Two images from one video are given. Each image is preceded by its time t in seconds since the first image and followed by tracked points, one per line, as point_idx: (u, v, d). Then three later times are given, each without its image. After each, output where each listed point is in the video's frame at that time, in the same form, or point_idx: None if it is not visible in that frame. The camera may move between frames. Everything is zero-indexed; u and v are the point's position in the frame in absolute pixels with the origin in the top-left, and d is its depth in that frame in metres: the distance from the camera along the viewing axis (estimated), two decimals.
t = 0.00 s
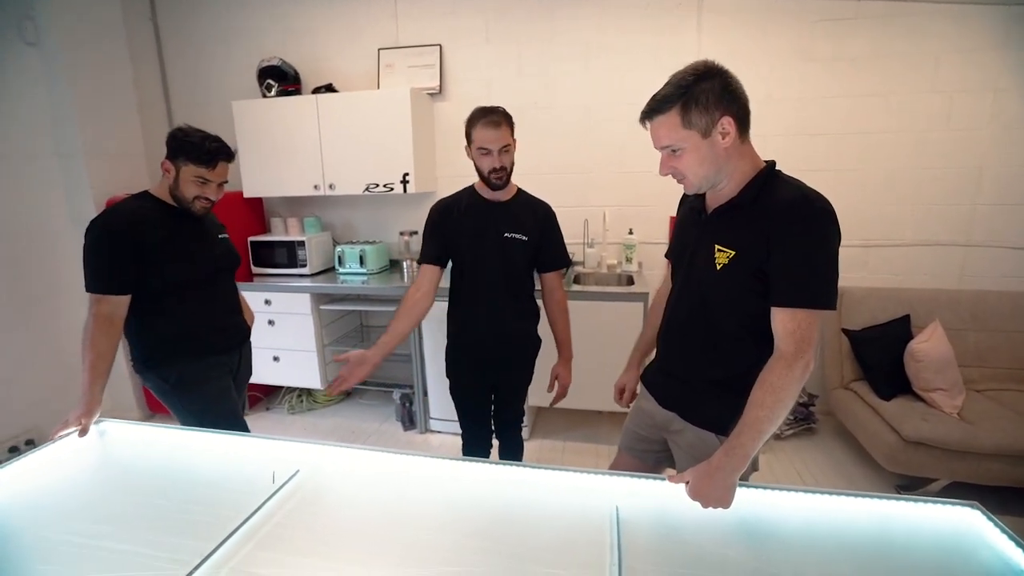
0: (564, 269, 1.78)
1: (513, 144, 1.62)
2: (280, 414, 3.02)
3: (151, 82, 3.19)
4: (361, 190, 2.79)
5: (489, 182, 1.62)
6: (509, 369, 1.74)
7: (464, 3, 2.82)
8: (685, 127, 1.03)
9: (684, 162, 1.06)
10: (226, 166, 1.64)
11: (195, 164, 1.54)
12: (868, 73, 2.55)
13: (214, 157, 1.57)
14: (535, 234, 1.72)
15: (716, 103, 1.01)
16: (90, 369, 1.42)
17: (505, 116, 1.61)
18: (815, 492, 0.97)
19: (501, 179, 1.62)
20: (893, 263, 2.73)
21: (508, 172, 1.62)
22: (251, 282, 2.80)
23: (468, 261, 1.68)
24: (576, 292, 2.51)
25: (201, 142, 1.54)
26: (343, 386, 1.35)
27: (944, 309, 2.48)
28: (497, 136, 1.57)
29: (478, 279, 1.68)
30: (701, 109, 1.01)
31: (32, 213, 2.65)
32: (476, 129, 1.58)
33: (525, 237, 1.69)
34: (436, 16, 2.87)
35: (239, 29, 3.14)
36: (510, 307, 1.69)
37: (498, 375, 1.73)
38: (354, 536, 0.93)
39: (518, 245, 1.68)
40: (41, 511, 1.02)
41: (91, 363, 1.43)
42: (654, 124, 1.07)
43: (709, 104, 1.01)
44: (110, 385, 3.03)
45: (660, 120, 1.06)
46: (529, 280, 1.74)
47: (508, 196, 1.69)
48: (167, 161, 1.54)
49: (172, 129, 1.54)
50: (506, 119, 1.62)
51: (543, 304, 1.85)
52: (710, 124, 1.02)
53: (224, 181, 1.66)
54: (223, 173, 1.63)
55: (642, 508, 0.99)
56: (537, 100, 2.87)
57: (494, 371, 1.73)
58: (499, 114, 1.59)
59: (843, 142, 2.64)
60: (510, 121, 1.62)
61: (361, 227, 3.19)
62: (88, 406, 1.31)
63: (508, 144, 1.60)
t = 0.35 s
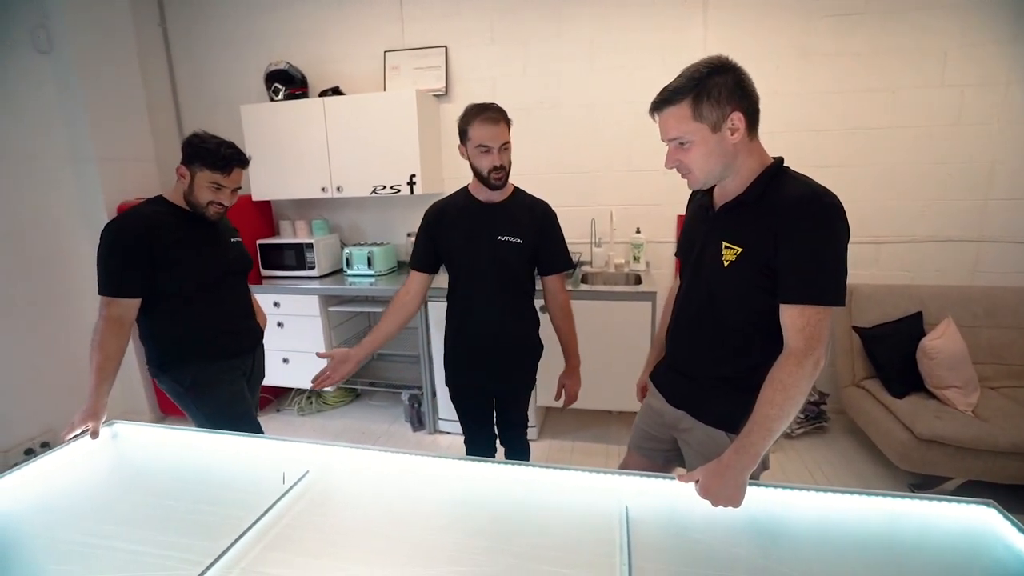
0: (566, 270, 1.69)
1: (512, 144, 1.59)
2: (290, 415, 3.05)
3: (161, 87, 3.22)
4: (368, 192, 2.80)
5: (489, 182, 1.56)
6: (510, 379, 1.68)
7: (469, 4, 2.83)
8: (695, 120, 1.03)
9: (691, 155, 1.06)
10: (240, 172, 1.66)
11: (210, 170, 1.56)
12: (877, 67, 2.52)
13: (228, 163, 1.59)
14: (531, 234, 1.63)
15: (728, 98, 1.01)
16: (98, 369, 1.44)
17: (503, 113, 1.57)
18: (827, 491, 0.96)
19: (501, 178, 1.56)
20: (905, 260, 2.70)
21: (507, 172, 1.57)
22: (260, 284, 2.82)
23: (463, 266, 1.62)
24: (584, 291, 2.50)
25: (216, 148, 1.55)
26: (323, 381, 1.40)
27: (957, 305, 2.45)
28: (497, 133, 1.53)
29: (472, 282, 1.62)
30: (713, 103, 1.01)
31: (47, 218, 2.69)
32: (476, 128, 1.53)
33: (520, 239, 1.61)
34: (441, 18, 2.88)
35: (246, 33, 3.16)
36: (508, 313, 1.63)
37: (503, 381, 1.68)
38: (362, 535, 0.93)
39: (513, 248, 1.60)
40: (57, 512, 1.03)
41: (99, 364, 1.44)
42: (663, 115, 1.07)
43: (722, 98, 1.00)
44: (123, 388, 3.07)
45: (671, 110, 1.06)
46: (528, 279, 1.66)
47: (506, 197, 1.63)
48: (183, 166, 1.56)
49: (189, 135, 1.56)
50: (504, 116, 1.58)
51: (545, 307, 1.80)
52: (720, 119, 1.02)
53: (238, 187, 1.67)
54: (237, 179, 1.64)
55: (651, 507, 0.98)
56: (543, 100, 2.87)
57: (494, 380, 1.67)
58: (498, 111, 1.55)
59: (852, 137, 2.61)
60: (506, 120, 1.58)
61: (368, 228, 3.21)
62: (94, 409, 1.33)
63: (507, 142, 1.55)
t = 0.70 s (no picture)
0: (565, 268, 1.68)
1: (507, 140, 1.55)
2: (298, 415, 3.06)
3: (169, 90, 3.25)
4: (375, 191, 2.81)
5: (487, 179, 1.53)
6: (514, 379, 1.66)
7: (475, 4, 2.82)
8: (701, 115, 1.02)
9: (697, 150, 1.05)
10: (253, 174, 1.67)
11: (226, 173, 1.57)
12: (887, 62, 2.49)
13: (243, 166, 1.60)
14: (530, 232, 1.61)
15: (734, 93, 0.99)
16: (107, 369, 1.44)
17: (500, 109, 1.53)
18: (838, 491, 0.94)
19: (500, 175, 1.53)
20: (916, 257, 2.66)
21: (504, 168, 1.54)
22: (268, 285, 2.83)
23: (459, 266, 1.61)
24: (591, 290, 2.49)
25: (232, 152, 1.57)
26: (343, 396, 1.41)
27: (970, 303, 2.41)
28: (496, 130, 1.50)
29: (469, 282, 1.61)
30: (719, 98, 1.00)
31: (60, 219, 2.72)
32: (474, 123, 1.48)
33: (518, 238, 1.59)
34: (446, 17, 2.88)
35: (252, 35, 3.18)
36: (508, 312, 1.61)
37: (509, 381, 1.66)
38: (369, 535, 0.93)
39: (511, 247, 1.59)
40: (67, 510, 1.04)
41: (108, 364, 1.45)
42: (670, 109, 1.06)
43: (728, 93, 0.99)
44: (133, 387, 3.10)
45: (677, 105, 1.05)
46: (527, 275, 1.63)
47: (501, 195, 1.61)
48: (195, 166, 1.57)
49: (204, 137, 1.57)
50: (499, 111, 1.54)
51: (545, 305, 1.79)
52: (726, 114, 1.01)
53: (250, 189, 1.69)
54: (250, 182, 1.66)
55: (659, 507, 0.97)
56: (549, 99, 2.86)
57: (500, 379, 1.65)
58: (496, 106, 1.51)
59: (862, 133, 2.58)
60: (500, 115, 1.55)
61: (375, 228, 3.21)
62: (101, 408, 1.33)
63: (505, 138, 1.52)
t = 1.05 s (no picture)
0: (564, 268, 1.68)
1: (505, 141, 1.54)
2: (300, 415, 3.06)
3: (171, 91, 3.25)
4: (376, 191, 2.81)
5: (485, 180, 1.52)
6: (513, 380, 1.65)
7: (476, 3, 2.82)
8: (697, 117, 1.03)
9: (695, 152, 1.06)
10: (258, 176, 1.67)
11: (230, 174, 1.57)
12: (891, 61, 2.48)
13: (247, 168, 1.60)
14: (528, 233, 1.61)
15: (730, 94, 0.99)
16: (109, 369, 1.44)
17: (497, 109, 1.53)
18: (842, 492, 0.94)
19: (497, 176, 1.53)
20: (919, 257, 2.65)
21: (502, 169, 1.53)
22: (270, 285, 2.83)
23: (455, 269, 1.60)
24: (593, 289, 2.48)
25: (237, 153, 1.57)
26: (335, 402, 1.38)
27: (974, 302, 2.40)
28: (494, 130, 1.49)
29: (468, 283, 1.61)
30: (714, 100, 1.00)
31: (63, 220, 2.73)
32: (472, 123, 1.48)
33: (516, 239, 1.59)
34: (448, 16, 2.87)
35: (254, 35, 3.18)
36: (506, 311, 1.61)
37: (510, 381, 1.65)
38: (370, 535, 0.93)
39: (509, 248, 1.58)
40: (68, 510, 1.04)
41: (109, 364, 1.45)
42: (667, 112, 1.07)
43: (723, 94, 0.99)
44: (135, 387, 3.10)
45: (674, 109, 1.06)
46: (525, 277, 1.63)
47: (498, 196, 1.60)
48: (200, 166, 1.57)
49: (210, 137, 1.57)
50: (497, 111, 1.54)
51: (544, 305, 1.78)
52: (722, 115, 1.01)
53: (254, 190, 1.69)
54: (254, 184, 1.66)
55: (660, 507, 0.97)
56: (551, 99, 2.86)
57: (499, 381, 1.64)
58: (493, 106, 1.50)
59: (865, 132, 2.57)
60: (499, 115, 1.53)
61: (376, 228, 3.21)
62: (103, 408, 1.32)
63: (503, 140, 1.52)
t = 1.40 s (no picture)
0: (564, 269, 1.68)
1: (500, 145, 1.51)
2: (304, 415, 3.07)
3: (176, 93, 3.27)
4: (380, 192, 2.81)
5: (474, 186, 1.53)
6: (516, 382, 1.65)
7: (479, 3, 2.82)
8: (688, 119, 1.06)
9: (686, 152, 1.10)
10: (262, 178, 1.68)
11: (235, 177, 1.58)
12: (896, 58, 2.46)
13: (253, 171, 1.61)
14: (529, 234, 1.61)
15: (718, 96, 1.03)
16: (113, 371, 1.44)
17: (495, 113, 1.50)
18: (849, 493, 0.92)
19: (486, 182, 1.52)
20: (926, 255, 2.63)
21: (492, 175, 1.51)
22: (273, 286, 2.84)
23: (455, 270, 1.59)
24: (596, 289, 2.48)
25: (243, 156, 1.57)
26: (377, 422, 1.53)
27: (982, 302, 2.38)
28: (484, 136, 1.47)
29: (468, 284, 1.60)
30: (703, 102, 1.04)
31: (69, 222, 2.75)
32: (461, 127, 1.47)
33: (518, 241, 1.59)
34: (450, 17, 2.87)
35: (258, 37, 3.19)
36: (506, 310, 1.60)
37: (512, 383, 1.65)
38: (373, 535, 0.93)
39: (510, 249, 1.58)
40: (73, 511, 1.04)
41: (113, 366, 1.45)
42: (658, 114, 1.10)
43: (711, 96, 1.03)
44: (141, 387, 3.12)
45: (663, 112, 1.09)
46: (525, 279, 1.62)
47: (495, 199, 1.59)
48: (205, 168, 1.57)
49: (215, 139, 1.57)
50: (495, 114, 1.51)
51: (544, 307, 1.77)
52: (712, 116, 1.04)
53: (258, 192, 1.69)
54: (258, 186, 1.66)
55: (663, 507, 0.96)
56: (554, 99, 2.85)
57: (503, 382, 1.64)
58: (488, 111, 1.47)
59: (870, 131, 2.55)
60: (496, 118, 1.50)
61: (380, 229, 3.22)
62: (107, 410, 1.32)
63: (495, 145, 1.49)
